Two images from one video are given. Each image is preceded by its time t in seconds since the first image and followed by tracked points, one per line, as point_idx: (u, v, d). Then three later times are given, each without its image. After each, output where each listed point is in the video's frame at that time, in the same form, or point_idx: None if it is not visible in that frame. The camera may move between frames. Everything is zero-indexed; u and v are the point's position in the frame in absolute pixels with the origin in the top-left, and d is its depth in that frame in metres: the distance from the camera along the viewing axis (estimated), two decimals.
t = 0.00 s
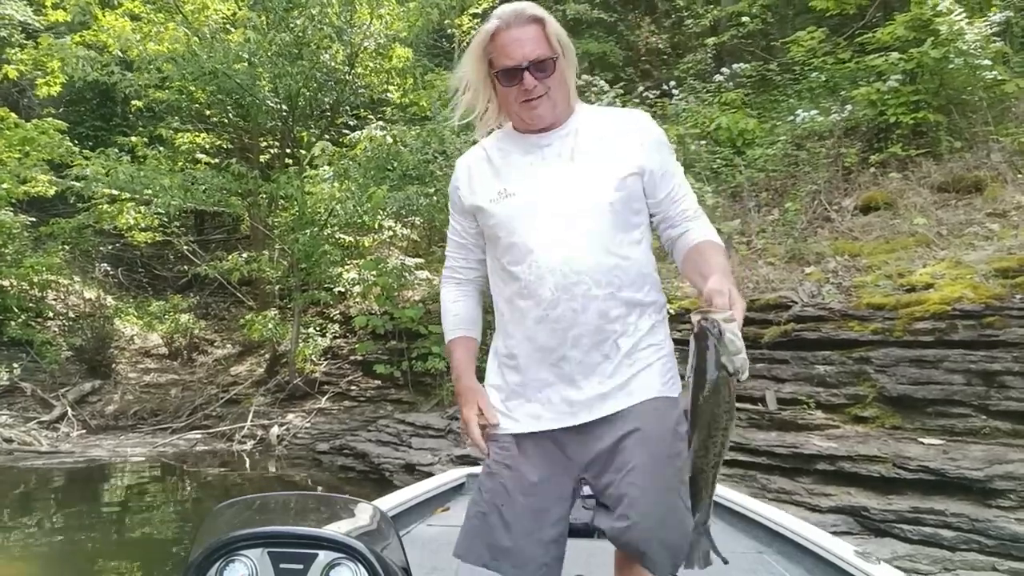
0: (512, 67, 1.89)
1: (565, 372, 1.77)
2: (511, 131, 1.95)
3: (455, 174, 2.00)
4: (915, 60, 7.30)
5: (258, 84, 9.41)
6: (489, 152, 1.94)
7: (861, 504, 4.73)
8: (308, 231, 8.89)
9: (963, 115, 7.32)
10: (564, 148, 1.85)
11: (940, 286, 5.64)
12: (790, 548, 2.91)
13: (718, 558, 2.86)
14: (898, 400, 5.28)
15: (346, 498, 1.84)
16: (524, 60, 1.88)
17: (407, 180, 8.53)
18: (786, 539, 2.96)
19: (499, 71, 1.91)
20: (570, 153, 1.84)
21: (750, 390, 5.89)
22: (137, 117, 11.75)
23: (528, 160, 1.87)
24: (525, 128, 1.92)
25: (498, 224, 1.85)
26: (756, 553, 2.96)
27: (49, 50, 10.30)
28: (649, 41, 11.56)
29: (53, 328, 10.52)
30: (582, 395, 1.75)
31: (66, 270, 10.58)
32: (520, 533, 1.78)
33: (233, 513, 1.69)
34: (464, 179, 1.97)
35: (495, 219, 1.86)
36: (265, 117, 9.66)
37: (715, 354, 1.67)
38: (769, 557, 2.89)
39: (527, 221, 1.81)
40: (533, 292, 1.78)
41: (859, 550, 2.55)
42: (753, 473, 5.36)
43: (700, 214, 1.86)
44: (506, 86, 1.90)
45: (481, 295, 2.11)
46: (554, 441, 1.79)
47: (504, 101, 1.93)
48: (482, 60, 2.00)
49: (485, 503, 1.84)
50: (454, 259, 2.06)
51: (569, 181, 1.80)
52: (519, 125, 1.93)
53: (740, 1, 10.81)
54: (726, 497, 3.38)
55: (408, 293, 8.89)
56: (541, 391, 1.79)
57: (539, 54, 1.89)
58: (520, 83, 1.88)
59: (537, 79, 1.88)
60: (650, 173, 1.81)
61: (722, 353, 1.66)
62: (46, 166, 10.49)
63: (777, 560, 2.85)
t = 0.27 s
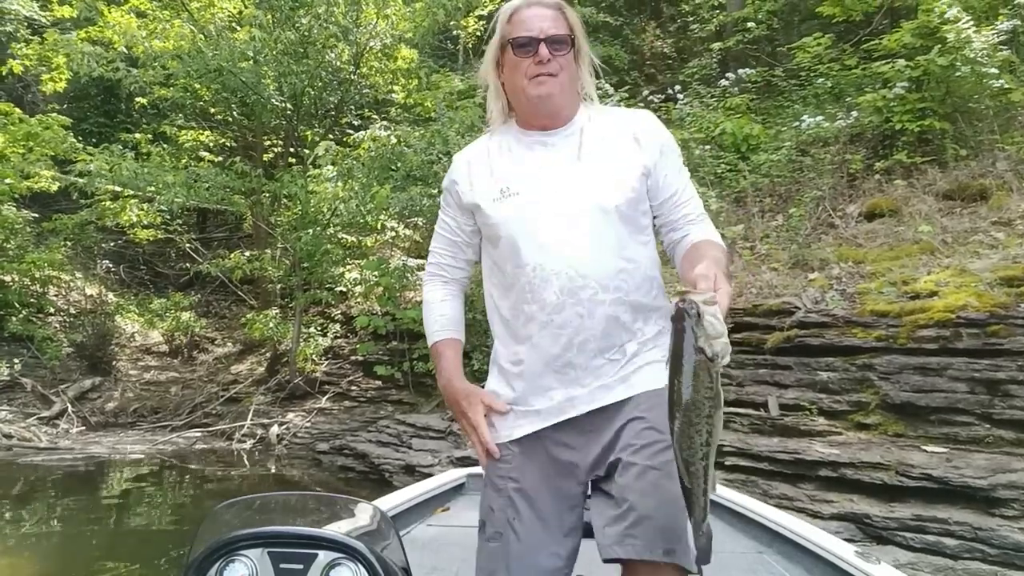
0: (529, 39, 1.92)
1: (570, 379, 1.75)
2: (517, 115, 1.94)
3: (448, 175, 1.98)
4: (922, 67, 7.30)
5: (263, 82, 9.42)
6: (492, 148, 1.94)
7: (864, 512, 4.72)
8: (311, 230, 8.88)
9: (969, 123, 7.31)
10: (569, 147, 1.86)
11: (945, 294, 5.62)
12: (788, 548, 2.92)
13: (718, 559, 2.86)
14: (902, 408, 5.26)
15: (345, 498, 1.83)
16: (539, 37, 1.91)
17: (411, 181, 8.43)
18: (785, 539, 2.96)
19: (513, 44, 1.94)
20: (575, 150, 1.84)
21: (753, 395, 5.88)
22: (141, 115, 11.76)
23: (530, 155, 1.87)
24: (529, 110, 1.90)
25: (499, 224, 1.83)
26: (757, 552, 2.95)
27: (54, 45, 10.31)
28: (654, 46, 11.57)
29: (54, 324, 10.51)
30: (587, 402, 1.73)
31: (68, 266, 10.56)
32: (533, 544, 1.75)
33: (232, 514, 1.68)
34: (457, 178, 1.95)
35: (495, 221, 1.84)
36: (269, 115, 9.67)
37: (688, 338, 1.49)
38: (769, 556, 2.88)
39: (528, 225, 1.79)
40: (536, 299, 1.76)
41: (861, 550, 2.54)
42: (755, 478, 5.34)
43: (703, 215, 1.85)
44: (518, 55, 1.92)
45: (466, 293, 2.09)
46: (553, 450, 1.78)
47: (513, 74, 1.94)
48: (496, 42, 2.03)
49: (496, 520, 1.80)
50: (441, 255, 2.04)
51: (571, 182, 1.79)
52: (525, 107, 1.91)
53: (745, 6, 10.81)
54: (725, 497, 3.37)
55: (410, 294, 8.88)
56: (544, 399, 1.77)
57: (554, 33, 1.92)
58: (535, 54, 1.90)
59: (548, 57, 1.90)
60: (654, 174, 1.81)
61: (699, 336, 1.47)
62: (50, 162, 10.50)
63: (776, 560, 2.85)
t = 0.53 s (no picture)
0: (530, 79, 1.84)
1: (568, 391, 1.73)
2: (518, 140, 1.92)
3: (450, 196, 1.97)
4: (922, 66, 7.29)
5: (263, 86, 9.40)
6: (494, 168, 1.91)
7: (867, 512, 4.71)
8: (310, 234, 8.82)
9: (969, 122, 7.29)
10: (571, 157, 1.83)
11: (947, 293, 5.61)
12: (788, 547, 2.91)
13: (718, 559, 2.85)
14: (904, 408, 5.25)
15: (345, 498, 1.84)
16: (543, 75, 1.83)
17: (411, 184, 8.40)
18: (785, 539, 2.95)
19: (514, 83, 1.86)
20: (576, 160, 1.82)
21: (754, 395, 5.87)
22: (141, 119, 11.76)
23: (531, 169, 1.85)
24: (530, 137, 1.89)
25: (500, 238, 1.82)
26: (756, 552, 2.94)
27: (53, 50, 10.30)
28: (654, 47, 11.56)
29: (55, 329, 10.50)
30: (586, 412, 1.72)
31: (68, 271, 10.55)
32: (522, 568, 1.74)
33: (232, 513, 1.69)
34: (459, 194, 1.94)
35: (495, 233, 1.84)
36: (269, 118, 9.66)
37: (667, 316, 1.61)
38: (769, 556, 2.87)
39: (526, 236, 1.78)
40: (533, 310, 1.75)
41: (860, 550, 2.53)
42: (757, 479, 5.33)
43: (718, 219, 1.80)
44: (521, 99, 1.85)
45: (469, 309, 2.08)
46: (544, 473, 1.76)
47: (515, 114, 1.88)
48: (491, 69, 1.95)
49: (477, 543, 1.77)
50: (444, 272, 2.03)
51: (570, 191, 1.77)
52: (530, 137, 1.89)
53: (745, 7, 10.80)
54: (725, 497, 3.35)
55: (411, 297, 8.87)
56: (543, 412, 1.75)
57: (557, 67, 1.84)
58: (539, 97, 1.84)
59: (553, 94, 1.84)
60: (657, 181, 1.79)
61: (677, 316, 1.60)
62: (50, 167, 10.49)
63: (776, 560, 2.84)
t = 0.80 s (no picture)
0: (556, 115, 1.86)
1: (578, 442, 1.69)
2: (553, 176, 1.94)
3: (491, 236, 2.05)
4: (923, 61, 7.27)
5: (262, 90, 9.37)
6: (532, 204, 1.94)
7: (874, 509, 4.68)
8: (312, 237, 8.82)
9: (971, 117, 7.27)
10: (604, 192, 1.83)
11: (951, 288, 5.59)
12: (789, 548, 2.90)
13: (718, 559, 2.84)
14: (910, 404, 5.23)
15: (346, 499, 1.84)
16: (568, 110, 1.85)
17: (413, 185, 8.50)
18: (786, 539, 2.94)
19: (542, 120, 1.89)
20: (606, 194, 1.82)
21: (759, 393, 5.85)
22: (141, 125, 11.77)
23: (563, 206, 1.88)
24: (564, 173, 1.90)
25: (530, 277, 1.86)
26: (756, 552, 2.93)
27: (52, 56, 10.30)
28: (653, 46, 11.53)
29: (58, 335, 10.50)
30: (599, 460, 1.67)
31: (70, 277, 10.55)
32: None
33: (233, 514, 1.69)
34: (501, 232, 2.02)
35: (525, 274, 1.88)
36: (269, 122, 9.65)
37: (647, 316, 1.51)
38: (769, 556, 2.86)
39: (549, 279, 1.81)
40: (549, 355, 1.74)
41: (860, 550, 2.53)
42: (762, 477, 5.31)
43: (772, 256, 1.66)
44: (548, 136, 1.86)
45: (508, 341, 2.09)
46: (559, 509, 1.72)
47: (547, 152, 1.90)
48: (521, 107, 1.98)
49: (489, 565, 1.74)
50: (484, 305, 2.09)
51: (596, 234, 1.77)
52: (565, 175, 1.90)
53: (743, 4, 10.78)
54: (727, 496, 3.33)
55: (413, 299, 8.86)
56: (558, 461, 1.71)
57: (583, 102, 1.85)
58: (566, 134, 1.84)
59: (579, 127, 1.84)
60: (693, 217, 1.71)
61: (662, 317, 1.49)
62: (51, 174, 10.49)
63: (776, 560, 2.83)
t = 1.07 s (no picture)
0: (609, 129, 1.68)
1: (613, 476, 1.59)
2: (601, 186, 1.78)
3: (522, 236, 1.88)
4: (923, 54, 7.25)
5: (262, 92, 9.38)
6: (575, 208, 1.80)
7: (880, 505, 4.66)
8: (313, 238, 8.82)
9: (973, 109, 7.25)
10: (658, 209, 1.67)
11: (954, 281, 5.58)
12: (789, 548, 2.88)
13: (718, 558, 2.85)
14: (915, 398, 5.21)
15: (345, 498, 1.84)
16: (621, 123, 1.66)
17: (413, 186, 8.43)
18: (786, 539, 2.93)
19: (591, 129, 1.70)
20: (660, 213, 1.67)
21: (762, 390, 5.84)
22: (142, 129, 11.77)
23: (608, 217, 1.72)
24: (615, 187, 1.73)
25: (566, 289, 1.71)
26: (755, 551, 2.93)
27: (52, 61, 10.31)
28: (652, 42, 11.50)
29: (61, 340, 10.51)
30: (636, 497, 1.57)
31: (73, 282, 10.56)
32: None
33: (233, 513, 1.69)
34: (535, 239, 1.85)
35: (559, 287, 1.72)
36: (269, 124, 9.66)
37: (649, 354, 1.40)
38: (769, 555, 2.86)
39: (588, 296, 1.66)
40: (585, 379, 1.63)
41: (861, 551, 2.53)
42: (767, 474, 5.29)
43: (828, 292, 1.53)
44: (599, 150, 1.69)
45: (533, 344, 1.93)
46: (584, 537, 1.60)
47: (596, 164, 1.73)
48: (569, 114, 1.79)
49: None
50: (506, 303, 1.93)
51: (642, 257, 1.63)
52: (615, 191, 1.73)
53: None
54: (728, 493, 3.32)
55: (415, 299, 8.85)
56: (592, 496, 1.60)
57: (639, 115, 1.67)
58: (618, 148, 1.66)
59: (632, 145, 1.66)
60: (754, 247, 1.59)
61: (665, 357, 1.39)
62: (52, 179, 10.49)
63: (776, 560, 2.83)
